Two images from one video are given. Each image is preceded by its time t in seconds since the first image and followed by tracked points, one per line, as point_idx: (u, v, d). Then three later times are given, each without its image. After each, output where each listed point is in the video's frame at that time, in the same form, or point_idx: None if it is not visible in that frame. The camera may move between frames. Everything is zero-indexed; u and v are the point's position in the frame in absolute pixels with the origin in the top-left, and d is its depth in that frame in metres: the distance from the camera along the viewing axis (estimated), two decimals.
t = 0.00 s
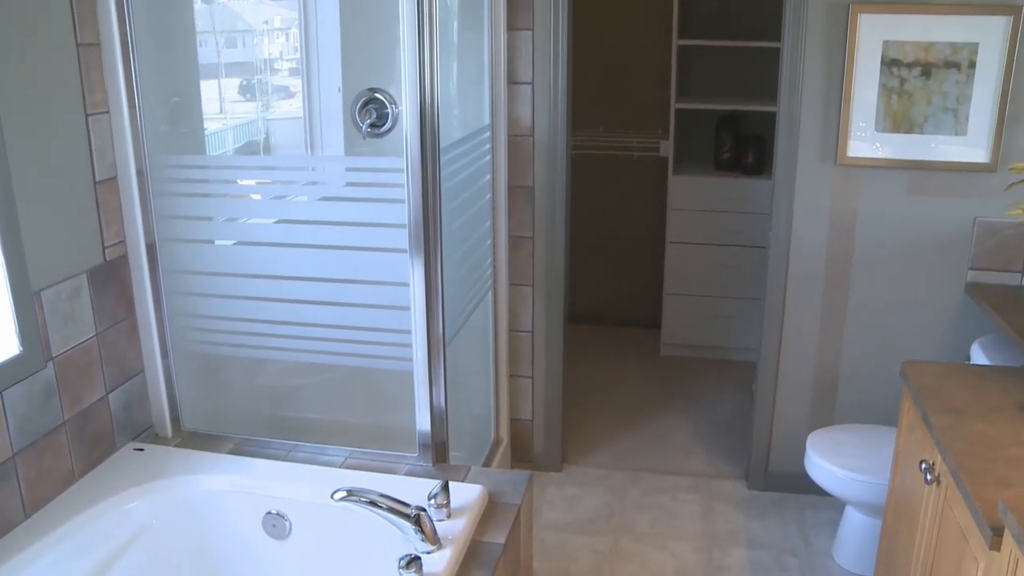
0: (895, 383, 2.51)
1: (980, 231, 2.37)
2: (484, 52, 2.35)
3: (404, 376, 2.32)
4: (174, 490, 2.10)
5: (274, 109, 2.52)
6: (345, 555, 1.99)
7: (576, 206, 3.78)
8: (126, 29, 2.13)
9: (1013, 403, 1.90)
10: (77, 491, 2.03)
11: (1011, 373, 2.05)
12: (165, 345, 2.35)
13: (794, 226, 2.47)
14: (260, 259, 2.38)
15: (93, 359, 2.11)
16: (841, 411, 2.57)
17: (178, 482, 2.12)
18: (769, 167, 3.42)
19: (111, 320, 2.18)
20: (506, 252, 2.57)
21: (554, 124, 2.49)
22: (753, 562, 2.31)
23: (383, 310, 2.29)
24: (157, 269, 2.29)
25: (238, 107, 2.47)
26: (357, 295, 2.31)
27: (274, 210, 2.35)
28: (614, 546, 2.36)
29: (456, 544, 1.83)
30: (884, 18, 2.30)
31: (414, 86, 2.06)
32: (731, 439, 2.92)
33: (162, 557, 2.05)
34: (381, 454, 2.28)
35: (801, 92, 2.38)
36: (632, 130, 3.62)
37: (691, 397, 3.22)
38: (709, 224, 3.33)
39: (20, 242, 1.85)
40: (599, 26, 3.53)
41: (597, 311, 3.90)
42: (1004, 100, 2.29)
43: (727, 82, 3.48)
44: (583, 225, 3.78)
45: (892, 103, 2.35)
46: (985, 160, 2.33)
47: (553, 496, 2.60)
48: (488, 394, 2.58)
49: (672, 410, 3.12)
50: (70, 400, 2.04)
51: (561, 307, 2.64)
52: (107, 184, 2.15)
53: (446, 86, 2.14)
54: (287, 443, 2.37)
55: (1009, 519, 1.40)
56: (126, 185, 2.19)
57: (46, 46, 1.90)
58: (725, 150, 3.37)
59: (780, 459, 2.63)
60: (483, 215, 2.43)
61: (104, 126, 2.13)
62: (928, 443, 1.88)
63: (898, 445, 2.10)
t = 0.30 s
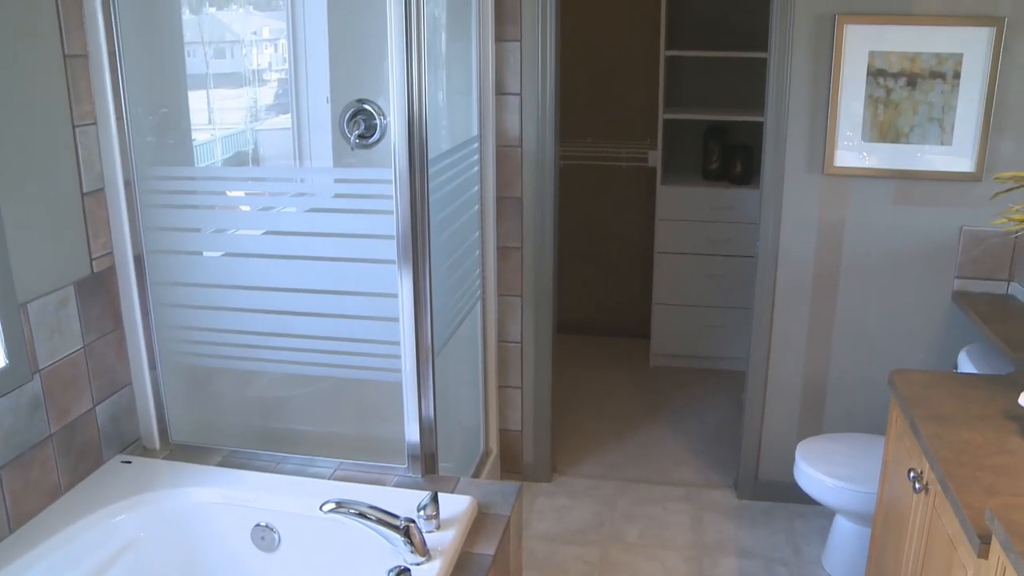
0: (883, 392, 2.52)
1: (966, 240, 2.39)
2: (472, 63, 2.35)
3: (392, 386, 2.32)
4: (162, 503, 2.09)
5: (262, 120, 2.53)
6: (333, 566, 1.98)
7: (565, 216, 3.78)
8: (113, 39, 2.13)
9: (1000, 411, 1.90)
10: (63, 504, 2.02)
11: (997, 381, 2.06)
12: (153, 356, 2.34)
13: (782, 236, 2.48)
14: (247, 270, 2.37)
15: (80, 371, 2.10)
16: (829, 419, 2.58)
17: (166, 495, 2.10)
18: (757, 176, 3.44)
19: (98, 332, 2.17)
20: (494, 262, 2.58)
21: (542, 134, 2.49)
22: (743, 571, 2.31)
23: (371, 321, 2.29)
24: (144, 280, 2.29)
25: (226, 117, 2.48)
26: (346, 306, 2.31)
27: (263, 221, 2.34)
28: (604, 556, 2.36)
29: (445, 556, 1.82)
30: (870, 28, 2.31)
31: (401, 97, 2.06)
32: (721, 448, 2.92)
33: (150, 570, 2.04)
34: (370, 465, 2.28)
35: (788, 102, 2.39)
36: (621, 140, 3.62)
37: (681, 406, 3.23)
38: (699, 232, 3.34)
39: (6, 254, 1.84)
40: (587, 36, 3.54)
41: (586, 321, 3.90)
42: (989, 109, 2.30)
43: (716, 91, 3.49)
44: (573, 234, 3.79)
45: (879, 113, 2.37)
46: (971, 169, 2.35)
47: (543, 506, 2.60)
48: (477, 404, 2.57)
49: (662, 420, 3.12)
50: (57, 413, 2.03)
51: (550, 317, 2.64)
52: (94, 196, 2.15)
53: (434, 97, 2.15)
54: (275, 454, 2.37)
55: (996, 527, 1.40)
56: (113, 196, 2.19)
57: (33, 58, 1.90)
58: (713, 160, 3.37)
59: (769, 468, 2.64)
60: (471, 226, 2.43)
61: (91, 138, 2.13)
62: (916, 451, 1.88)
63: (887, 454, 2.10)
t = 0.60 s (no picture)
0: (871, 402, 2.53)
1: (952, 250, 2.41)
2: (460, 75, 2.36)
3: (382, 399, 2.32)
4: (150, 517, 2.07)
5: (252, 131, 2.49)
6: None
7: (553, 228, 3.78)
8: (100, 52, 2.14)
9: (986, 420, 1.91)
10: (49, 519, 2.00)
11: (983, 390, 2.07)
12: (140, 369, 2.33)
13: (769, 247, 2.48)
14: (234, 284, 2.36)
15: (66, 384, 2.09)
16: (818, 429, 2.58)
17: (153, 509, 2.08)
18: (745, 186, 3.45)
19: (85, 344, 2.16)
20: (483, 273, 2.57)
21: (531, 146, 2.50)
22: None
23: (359, 334, 2.29)
24: (131, 291, 2.28)
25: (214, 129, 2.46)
26: (337, 319, 2.31)
27: (251, 233, 2.32)
28: (593, 568, 2.35)
29: (435, 568, 1.81)
30: (855, 40, 2.33)
31: (389, 110, 2.06)
32: (710, 459, 2.92)
33: None
34: (360, 478, 2.28)
35: (775, 113, 2.40)
36: (609, 151, 3.63)
37: (671, 417, 3.23)
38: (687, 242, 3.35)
39: None
40: (574, 47, 3.55)
41: (576, 334, 3.90)
42: (974, 120, 2.32)
43: (704, 101, 3.50)
44: (562, 246, 3.78)
45: (865, 124, 2.38)
46: (956, 180, 2.36)
47: (533, 518, 2.60)
48: (466, 417, 2.57)
49: (651, 431, 3.12)
50: (44, 427, 2.01)
51: (539, 329, 2.64)
52: (82, 209, 2.14)
53: (423, 109, 2.15)
54: (263, 468, 2.36)
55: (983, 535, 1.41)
56: (101, 209, 2.19)
57: (21, 71, 1.90)
58: (701, 171, 3.38)
59: (758, 479, 2.64)
60: (460, 238, 2.43)
61: (79, 149, 2.13)
62: (904, 461, 1.89)
63: (875, 464, 2.11)
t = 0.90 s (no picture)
0: (860, 412, 2.54)
1: (939, 260, 2.42)
2: (449, 88, 2.36)
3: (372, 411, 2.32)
4: (137, 531, 2.05)
5: (241, 143, 2.54)
6: None
7: (543, 240, 3.78)
8: (89, 65, 2.12)
9: (974, 430, 1.92)
10: (34, 535, 1.98)
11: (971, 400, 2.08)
12: (128, 383, 2.30)
13: (758, 258, 2.49)
14: (223, 297, 2.38)
15: (53, 399, 2.07)
16: (808, 440, 2.59)
17: (141, 523, 2.07)
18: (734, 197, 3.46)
19: (72, 358, 2.14)
20: (472, 285, 2.57)
21: (519, 159, 2.50)
22: None
23: (351, 348, 2.29)
24: (120, 305, 2.26)
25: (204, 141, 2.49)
26: (326, 331, 2.33)
27: (240, 246, 2.35)
28: None
29: None
30: (842, 53, 2.34)
31: (378, 122, 2.06)
32: (700, 470, 2.92)
33: None
34: (349, 492, 2.26)
35: (762, 125, 2.41)
36: (599, 163, 3.64)
37: (662, 428, 3.23)
38: (677, 253, 3.35)
39: None
40: (563, 58, 3.56)
41: (566, 346, 3.90)
42: (960, 132, 2.34)
43: (693, 112, 3.51)
44: (552, 257, 3.79)
45: (852, 136, 2.39)
46: (943, 190, 2.38)
47: (523, 530, 2.59)
48: (456, 429, 2.56)
49: (641, 442, 3.12)
50: (30, 441, 1.99)
51: (527, 341, 2.64)
52: (69, 223, 2.12)
53: (412, 121, 2.15)
54: (252, 481, 2.34)
55: (970, 545, 1.41)
56: (89, 222, 2.16)
57: (8, 83, 1.88)
58: (689, 182, 3.40)
59: (748, 490, 2.64)
60: (449, 250, 2.43)
61: (66, 162, 2.10)
62: (893, 471, 1.89)
63: (864, 474, 2.11)
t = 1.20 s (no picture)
0: (848, 423, 2.54)
1: (926, 270, 2.43)
2: (437, 101, 2.37)
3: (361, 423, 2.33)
4: (125, 546, 2.04)
5: (229, 155, 2.55)
6: None
7: (532, 251, 3.78)
8: (77, 78, 2.11)
9: (962, 439, 1.92)
10: (20, 551, 1.96)
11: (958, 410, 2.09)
12: (116, 397, 2.29)
13: (746, 269, 2.50)
14: (211, 310, 2.37)
15: (40, 413, 2.05)
16: (797, 451, 2.59)
17: (129, 538, 2.05)
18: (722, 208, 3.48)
19: (59, 371, 2.12)
20: (461, 297, 2.57)
21: (508, 171, 2.50)
22: None
23: (341, 360, 2.30)
24: (108, 319, 2.25)
25: (192, 153, 2.50)
26: (312, 344, 2.33)
27: (228, 259, 2.35)
28: None
29: None
30: (829, 65, 2.35)
31: (366, 134, 2.06)
32: (690, 482, 2.92)
33: None
34: (337, 505, 2.25)
35: (750, 136, 2.42)
36: (588, 176, 3.65)
37: (651, 440, 3.23)
38: (665, 264, 3.36)
39: None
40: (553, 69, 3.57)
41: (556, 357, 3.90)
42: (945, 144, 2.36)
43: (682, 124, 3.53)
44: (542, 268, 3.79)
45: (839, 148, 2.40)
46: (929, 202, 2.39)
47: (513, 543, 2.58)
48: (445, 441, 2.56)
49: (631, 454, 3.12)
50: (16, 456, 1.98)
51: (517, 353, 2.63)
52: (57, 236, 2.11)
53: (400, 134, 2.16)
54: (241, 495, 2.33)
55: (958, 555, 1.41)
56: (77, 236, 2.15)
57: None
58: (677, 195, 3.41)
59: (738, 501, 2.64)
60: (438, 262, 2.43)
61: (53, 175, 2.09)
62: (882, 482, 1.90)
63: (853, 485, 2.11)
